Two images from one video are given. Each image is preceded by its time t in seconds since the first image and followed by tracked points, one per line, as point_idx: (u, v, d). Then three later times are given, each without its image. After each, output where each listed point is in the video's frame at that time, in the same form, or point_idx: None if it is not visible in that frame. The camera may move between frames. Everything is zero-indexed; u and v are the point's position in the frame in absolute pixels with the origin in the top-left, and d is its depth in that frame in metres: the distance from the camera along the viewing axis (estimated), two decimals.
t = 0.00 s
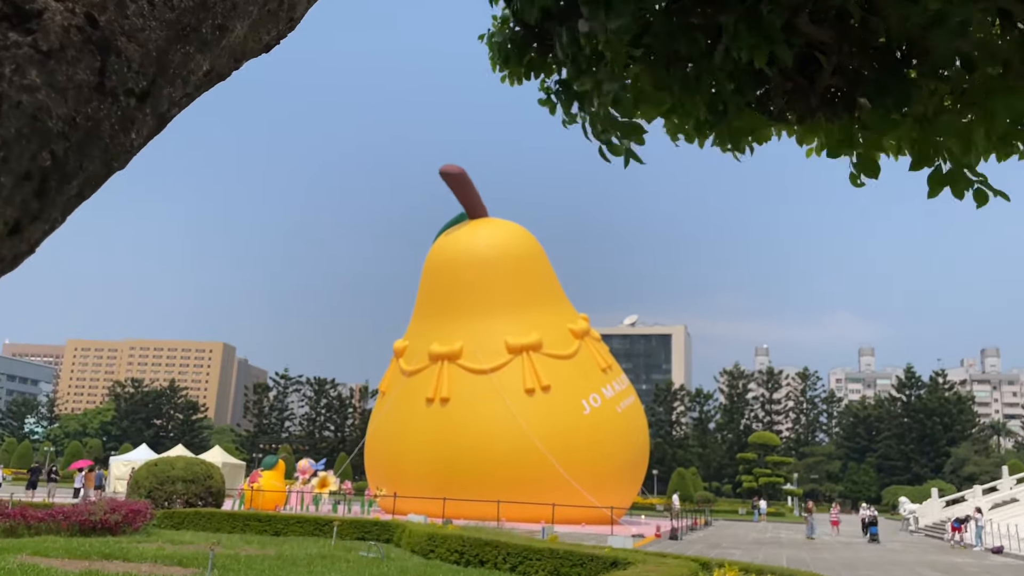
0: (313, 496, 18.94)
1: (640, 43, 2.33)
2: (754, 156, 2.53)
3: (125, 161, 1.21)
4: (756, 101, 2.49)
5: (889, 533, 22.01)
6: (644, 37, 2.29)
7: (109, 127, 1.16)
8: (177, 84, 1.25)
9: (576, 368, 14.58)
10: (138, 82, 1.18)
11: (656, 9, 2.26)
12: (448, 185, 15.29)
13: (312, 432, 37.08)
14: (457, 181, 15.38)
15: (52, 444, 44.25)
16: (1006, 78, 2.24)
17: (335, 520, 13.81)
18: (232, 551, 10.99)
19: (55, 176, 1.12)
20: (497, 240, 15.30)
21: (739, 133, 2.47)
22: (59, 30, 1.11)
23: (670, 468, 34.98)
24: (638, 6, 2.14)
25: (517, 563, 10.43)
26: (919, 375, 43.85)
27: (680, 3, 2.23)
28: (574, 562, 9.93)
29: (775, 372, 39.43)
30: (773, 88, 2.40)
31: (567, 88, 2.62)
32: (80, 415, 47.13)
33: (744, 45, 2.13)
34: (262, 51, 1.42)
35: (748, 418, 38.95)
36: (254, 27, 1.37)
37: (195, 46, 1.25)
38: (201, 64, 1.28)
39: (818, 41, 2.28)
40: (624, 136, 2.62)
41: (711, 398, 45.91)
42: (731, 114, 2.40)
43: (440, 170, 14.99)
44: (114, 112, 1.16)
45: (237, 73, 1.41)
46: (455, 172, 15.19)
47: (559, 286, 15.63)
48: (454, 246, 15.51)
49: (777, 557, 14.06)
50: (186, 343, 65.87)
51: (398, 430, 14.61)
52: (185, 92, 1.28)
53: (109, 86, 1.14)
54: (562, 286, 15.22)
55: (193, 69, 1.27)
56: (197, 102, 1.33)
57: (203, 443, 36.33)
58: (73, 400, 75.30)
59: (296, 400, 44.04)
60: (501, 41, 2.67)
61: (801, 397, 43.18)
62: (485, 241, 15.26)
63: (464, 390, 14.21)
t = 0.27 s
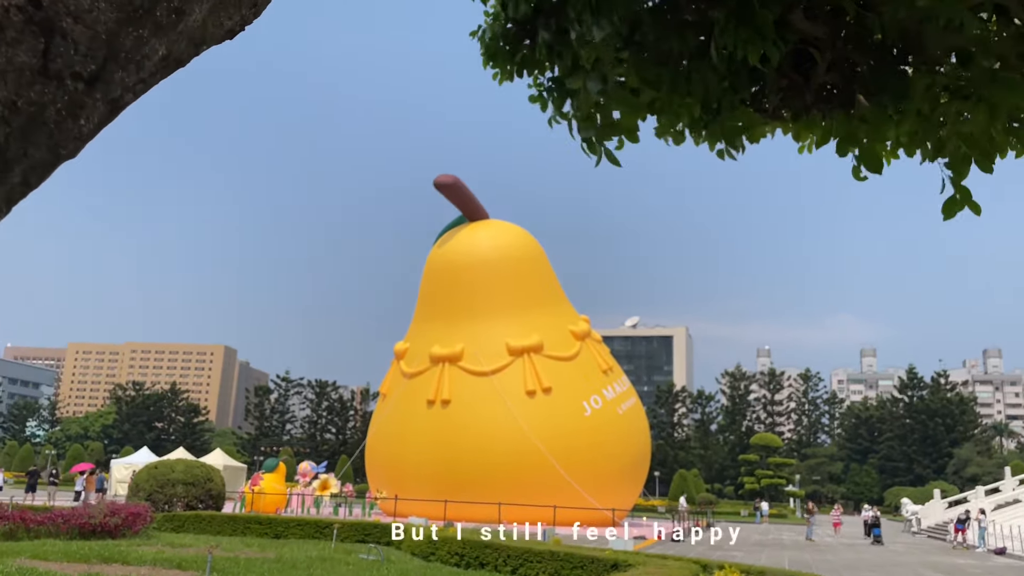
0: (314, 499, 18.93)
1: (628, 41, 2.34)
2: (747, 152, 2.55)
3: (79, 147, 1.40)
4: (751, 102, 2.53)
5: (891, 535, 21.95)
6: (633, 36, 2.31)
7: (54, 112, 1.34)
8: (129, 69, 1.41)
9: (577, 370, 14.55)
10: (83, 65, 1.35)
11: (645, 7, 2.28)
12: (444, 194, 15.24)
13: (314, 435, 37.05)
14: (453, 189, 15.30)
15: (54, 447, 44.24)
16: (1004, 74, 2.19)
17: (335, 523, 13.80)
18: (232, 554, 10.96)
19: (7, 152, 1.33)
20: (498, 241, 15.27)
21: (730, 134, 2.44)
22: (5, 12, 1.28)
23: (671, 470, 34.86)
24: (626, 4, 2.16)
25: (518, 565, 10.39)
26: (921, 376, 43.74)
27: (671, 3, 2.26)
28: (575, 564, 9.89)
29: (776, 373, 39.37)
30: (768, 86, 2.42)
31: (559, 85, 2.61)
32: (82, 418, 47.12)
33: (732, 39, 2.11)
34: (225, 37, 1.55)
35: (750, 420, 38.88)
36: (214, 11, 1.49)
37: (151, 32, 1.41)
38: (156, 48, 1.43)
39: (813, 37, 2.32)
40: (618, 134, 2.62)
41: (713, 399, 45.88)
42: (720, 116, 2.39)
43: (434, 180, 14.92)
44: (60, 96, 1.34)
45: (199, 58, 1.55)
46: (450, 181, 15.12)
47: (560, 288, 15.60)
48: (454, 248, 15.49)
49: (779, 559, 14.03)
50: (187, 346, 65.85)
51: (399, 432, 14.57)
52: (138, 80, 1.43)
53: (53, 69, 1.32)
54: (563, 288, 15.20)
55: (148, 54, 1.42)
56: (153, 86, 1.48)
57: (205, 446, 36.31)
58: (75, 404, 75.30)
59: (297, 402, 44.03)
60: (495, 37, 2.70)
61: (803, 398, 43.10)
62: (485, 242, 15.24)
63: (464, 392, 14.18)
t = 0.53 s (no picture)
0: (316, 499, 18.94)
1: (617, 32, 2.34)
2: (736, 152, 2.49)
3: (24, 120, 1.58)
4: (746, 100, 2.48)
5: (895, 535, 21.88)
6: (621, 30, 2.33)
7: None
8: (73, 47, 1.57)
9: (579, 371, 14.53)
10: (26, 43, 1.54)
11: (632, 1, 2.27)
12: (442, 204, 15.20)
13: (316, 436, 37.05)
14: (451, 198, 15.26)
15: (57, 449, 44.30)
16: (1002, 67, 2.16)
17: (337, 524, 13.79)
18: (233, 555, 10.95)
19: None
20: (500, 242, 15.26)
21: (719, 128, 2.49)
22: None
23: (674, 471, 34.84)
24: None
25: (519, 566, 10.36)
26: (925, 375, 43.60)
27: None
28: (576, 565, 9.85)
29: (779, 374, 39.30)
30: (762, 81, 2.41)
31: (553, 81, 2.61)
32: (85, 420, 47.19)
33: (724, 28, 2.16)
34: (180, 16, 1.69)
35: (753, 420, 38.81)
36: None
37: (98, 8, 1.56)
38: (103, 28, 1.58)
39: (807, 31, 2.32)
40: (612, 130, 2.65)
41: (716, 400, 45.80)
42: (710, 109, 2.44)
43: (431, 190, 14.86)
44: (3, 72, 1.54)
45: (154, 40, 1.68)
46: (447, 190, 15.06)
47: (562, 288, 15.58)
48: (456, 249, 15.47)
49: (783, 559, 13.99)
50: (190, 347, 65.94)
51: (401, 433, 14.55)
52: (86, 57, 1.59)
53: None
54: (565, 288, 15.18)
55: (95, 32, 1.58)
56: (105, 66, 1.63)
57: (208, 447, 36.34)
58: (78, 407, 75.38)
59: (300, 404, 44.06)
60: (486, 32, 2.70)
61: (806, 398, 43.03)
62: (487, 243, 15.22)
63: (466, 393, 14.17)
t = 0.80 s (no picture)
0: (320, 500, 18.95)
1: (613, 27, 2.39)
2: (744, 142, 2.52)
3: None
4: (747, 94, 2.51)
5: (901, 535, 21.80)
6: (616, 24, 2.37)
7: None
8: (26, 27, 1.85)
9: (582, 371, 14.50)
10: None
11: None
12: (447, 211, 15.19)
13: (321, 436, 37.07)
14: (457, 205, 15.28)
15: (63, 449, 44.43)
16: (999, 56, 2.23)
17: (340, 524, 13.79)
18: (235, 555, 10.95)
19: None
20: (503, 242, 15.24)
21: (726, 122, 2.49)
22: None
23: (678, 471, 34.82)
24: None
25: (522, 566, 10.35)
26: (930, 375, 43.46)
27: None
28: (579, 565, 9.82)
29: (784, 374, 39.21)
30: (760, 76, 2.40)
31: (548, 75, 2.61)
32: (90, 420, 47.33)
33: (716, 19, 2.14)
34: None
35: (757, 420, 38.73)
36: None
37: None
38: (58, 7, 1.88)
39: (807, 24, 2.35)
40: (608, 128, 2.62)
41: (720, 400, 45.71)
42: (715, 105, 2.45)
43: (435, 198, 14.87)
44: None
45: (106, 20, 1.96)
46: (452, 198, 15.10)
47: (566, 289, 15.56)
48: (460, 250, 15.45)
49: (787, 559, 13.96)
50: (194, 348, 66.08)
51: (405, 433, 14.54)
52: (38, 38, 1.87)
53: None
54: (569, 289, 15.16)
55: (50, 10, 1.87)
56: (59, 45, 1.91)
57: (212, 448, 36.40)
58: (84, 408, 75.53)
59: (305, 404, 44.11)
60: (481, 28, 2.73)
61: (811, 398, 42.93)
62: (491, 243, 15.20)
63: (470, 393, 14.16)
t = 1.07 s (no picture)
0: (325, 500, 18.97)
1: (610, 24, 2.44)
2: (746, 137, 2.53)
3: None
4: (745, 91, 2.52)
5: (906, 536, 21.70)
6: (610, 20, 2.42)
7: None
8: None
9: (587, 371, 14.47)
10: None
11: None
12: (454, 211, 15.17)
13: (326, 436, 37.09)
14: (465, 205, 15.26)
15: (69, 450, 44.54)
16: (996, 52, 2.26)
17: (344, 524, 13.79)
18: (239, 555, 10.96)
19: None
20: (508, 243, 15.22)
21: (726, 120, 2.49)
22: None
23: (683, 472, 34.75)
24: None
25: (525, 566, 10.33)
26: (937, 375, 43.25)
27: None
28: (582, 565, 9.80)
29: (789, 374, 39.12)
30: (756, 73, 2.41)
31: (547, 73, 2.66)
32: (96, 421, 47.48)
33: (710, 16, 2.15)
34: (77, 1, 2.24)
35: (762, 420, 38.62)
36: None
37: None
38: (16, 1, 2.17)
39: (803, 21, 2.34)
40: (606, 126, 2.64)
41: (725, 400, 45.57)
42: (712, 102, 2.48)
43: (442, 198, 14.84)
44: None
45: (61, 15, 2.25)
46: (460, 198, 15.09)
47: (570, 289, 15.55)
48: (464, 250, 15.43)
49: (793, 560, 13.90)
50: (199, 349, 66.19)
51: (409, 434, 14.52)
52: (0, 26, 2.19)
53: None
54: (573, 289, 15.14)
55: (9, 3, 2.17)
56: (18, 33, 2.21)
57: (217, 448, 36.45)
58: (89, 409, 75.66)
59: (309, 404, 44.16)
60: (478, 25, 2.77)
61: (816, 399, 42.78)
62: (495, 244, 15.19)
63: (474, 394, 14.13)
